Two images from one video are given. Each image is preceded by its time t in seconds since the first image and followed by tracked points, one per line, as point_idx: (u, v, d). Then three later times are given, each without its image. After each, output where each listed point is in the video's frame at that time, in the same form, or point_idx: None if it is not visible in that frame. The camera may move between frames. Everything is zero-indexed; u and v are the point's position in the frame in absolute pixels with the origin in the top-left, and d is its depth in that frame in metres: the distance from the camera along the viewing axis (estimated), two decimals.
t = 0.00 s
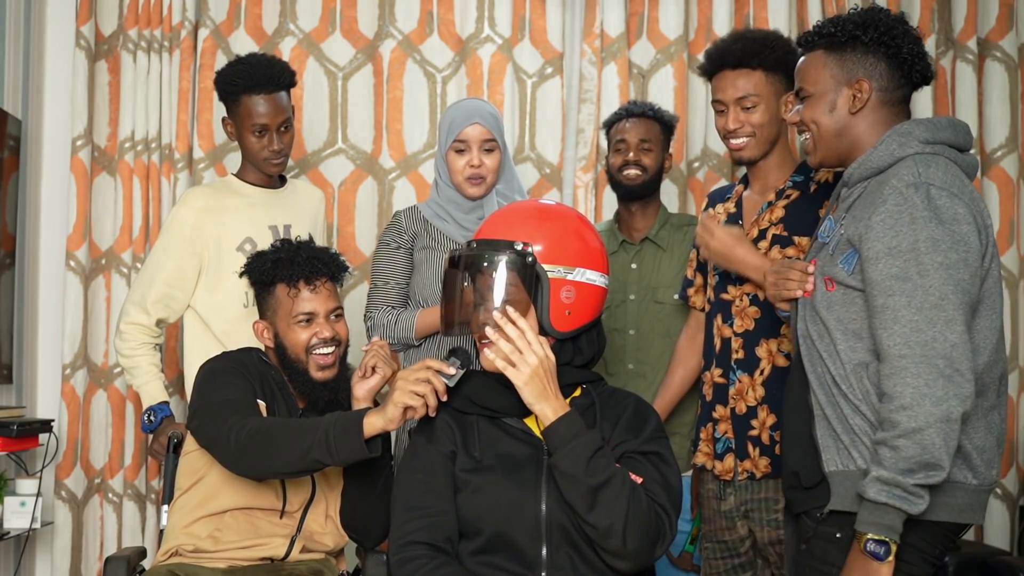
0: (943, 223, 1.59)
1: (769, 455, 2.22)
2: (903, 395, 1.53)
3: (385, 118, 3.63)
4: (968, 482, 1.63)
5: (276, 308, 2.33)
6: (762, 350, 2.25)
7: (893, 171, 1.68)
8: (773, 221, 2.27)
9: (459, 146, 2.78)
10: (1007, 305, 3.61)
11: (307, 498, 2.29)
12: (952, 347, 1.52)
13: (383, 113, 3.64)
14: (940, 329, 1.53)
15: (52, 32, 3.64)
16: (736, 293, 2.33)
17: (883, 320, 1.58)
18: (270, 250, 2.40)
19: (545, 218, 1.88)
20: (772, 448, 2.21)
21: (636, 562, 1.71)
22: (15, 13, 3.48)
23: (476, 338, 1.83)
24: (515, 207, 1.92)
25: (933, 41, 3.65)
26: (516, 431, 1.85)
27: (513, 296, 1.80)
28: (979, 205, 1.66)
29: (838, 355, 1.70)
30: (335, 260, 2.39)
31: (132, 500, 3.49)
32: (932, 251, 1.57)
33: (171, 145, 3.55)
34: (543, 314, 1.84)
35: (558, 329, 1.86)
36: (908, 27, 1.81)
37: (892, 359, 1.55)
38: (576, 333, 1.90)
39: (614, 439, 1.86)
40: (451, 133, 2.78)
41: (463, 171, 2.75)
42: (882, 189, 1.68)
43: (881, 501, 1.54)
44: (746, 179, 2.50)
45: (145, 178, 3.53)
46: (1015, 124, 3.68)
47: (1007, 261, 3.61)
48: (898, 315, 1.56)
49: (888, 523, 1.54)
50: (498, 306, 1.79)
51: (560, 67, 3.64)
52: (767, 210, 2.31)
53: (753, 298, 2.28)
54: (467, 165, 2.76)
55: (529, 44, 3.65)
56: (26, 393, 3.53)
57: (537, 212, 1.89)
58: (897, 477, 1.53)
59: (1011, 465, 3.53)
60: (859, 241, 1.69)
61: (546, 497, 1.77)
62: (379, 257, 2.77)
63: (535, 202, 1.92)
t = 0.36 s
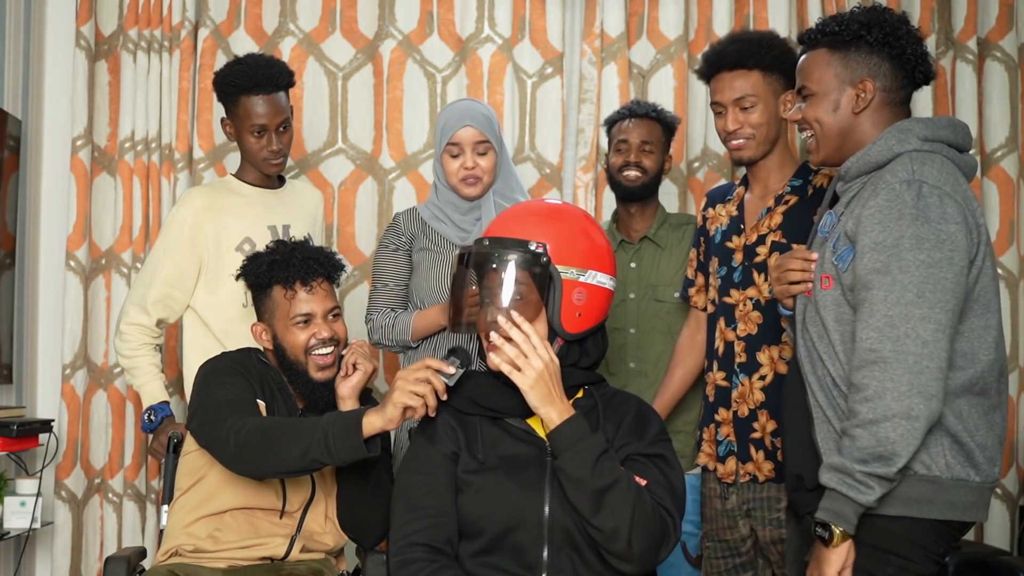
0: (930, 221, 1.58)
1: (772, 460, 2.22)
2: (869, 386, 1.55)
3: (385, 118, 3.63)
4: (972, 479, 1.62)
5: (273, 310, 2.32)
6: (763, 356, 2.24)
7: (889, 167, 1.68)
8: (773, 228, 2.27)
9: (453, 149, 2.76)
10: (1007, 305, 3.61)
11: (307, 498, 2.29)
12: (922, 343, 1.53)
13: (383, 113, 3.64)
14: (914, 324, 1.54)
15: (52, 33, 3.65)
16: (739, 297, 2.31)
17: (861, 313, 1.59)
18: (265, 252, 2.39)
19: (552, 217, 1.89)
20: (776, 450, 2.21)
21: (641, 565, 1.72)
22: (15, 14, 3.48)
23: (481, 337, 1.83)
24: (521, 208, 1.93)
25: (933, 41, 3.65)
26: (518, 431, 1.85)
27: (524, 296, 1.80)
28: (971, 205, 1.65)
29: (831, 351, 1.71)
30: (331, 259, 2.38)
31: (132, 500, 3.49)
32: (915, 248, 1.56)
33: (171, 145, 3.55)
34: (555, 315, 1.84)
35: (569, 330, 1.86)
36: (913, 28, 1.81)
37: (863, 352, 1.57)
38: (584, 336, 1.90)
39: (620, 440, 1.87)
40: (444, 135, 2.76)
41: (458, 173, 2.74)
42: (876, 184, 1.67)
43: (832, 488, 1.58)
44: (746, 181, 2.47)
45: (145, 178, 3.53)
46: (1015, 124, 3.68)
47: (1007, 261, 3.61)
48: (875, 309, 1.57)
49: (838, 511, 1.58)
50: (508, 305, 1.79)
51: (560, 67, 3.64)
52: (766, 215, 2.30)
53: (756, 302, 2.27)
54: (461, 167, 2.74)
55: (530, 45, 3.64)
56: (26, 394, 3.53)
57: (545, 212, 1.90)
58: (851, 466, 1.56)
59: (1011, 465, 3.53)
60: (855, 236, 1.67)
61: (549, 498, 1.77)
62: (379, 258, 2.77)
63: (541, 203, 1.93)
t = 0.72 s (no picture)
0: (921, 219, 1.58)
1: (771, 461, 2.22)
2: (866, 389, 1.53)
3: (385, 118, 3.63)
4: (962, 480, 1.62)
5: (273, 308, 2.32)
6: (762, 359, 2.24)
7: (880, 167, 1.68)
8: (774, 229, 2.26)
9: (452, 149, 2.75)
10: (1007, 306, 3.61)
11: (307, 498, 2.29)
12: (919, 342, 1.52)
13: (383, 113, 3.64)
14: (909, 323, 1.53)
15: (52, 33, 3.65)
16: (739, 298, 2.31)
17: (854, 314, 1.58)
18: (264, 251, 2.40)
19: (554, 218, 1.89)
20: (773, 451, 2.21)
21: (648, 570, 1.72)
22: (15, 14, 3.47)
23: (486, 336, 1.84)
24: (526, 207, 1.93)
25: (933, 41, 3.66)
26: (520, 432, 1.85)
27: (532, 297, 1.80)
28: (964, 201, 1.65)
29: (823, 352, 1.70)
30: (330, 257, 2.39)
31: (132, 500, 3.49)
32: (906, 247, 1.56)
33: (171, 145, 3.55)
34: (561, 315, 1.83)
35: (574, 330, 1.85)
36: (918, 24, 1.80)
37: (858, 353, 1.56)
38: (587, 336, 1.90)
39: (620, 443, 1.87)
40: (443, 137, 2.75)
41: (456, 173, 2.73)
42: (867, 184, 1.68)
43: (845, 497, 1.55)
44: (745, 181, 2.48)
45: (144, 178, 3.53)
46: (1015, 124, 3.68)
47: (1007, 261, 3.61)
48: (868, 309, 1.56)
49: (854, 518, 1.54)
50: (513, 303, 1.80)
51: (560, 67, 3.64)
52: (768, 216, 2.30)
53: (756, 304, 2.27)
54: (460, 168, 2.73)
55: (529, 45, 3.65)
56: (26, 394, 3.53)
57: (547, 212, 1.90)
58: (859, 471, 1.53)
59: (1011, 465, 3.53)
60: (845, 235, 1.67)
61: (552, 501, 1.77)
62: (379, 258, 2.78)
63: (545, 202, 1.93)
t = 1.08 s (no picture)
0: (921, 223, 1.58)
1: (762, 463, 2.22)
2: (858, 395, 1.54)
3: (385, 118, 3.63)
4: (958, 485, 1.62)
5: (287, 300, 2.40)
6: (761, 358, 2.24)
7: (884, 166, 1.68)
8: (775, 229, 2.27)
9: (473, 143, 2.77)
10: (1008, 306, 3.62)
11: (307, 497, 2.29)
12: (913, 350, 1.53)
13: (383, 113, 3.64)
14: (904, 331, 1.54)
15: (52, 32, 3.65)
16: (742, 298, 2.31)
17: (849, 318, 1.58)
18: (280, 245, 2.48)
19: (555, 218, 1.89)
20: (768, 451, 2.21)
21: (646, 570, 1.72)
22: (15, 14, 3.47)
23: (487, 337, 1.85)
24: (534, 204, 1.94)
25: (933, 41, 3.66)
26: (519, 432, 1.85)
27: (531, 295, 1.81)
28: (968, 205, 1.64)
29: (819, 353, 1.70)
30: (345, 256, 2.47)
31: (132, 500, 3.49)
32: (905, 252, 1.56)
33: (171, 145, 3.55)
34: (563, 317, 1.83)
35: (574, 332, 1.85)
36: (935, 17, 1.74)
37: (851, 358, 1.56)
38: (588, 337, 1.90)
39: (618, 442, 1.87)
40: (464, 131, 2.77)
41: (476, 167, 2.75)
42: (870, 184, 1.68)
43: (829, 502, 1.57)
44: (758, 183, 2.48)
45: (145, 178, 3.53)
46: (1015, 124, 3.68)
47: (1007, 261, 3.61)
48: (863, 314, 1.57)
49: (837, 523, 1.57)
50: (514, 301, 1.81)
51: (560, 67, 3.64)
52: (773, 216, 2.30)
53: (757, 304, 2.27)
54: (480, 162, 2.76)
55: (530, 45, 3.65)
56: (26, 394, 3.53)
57: (550, 211, 1.90)
58: (845, 478, 1.55)
59: (1012, 465, 3.53)
60: (844, 236, 1.67)
61: (552, 501, 1.77)
62: (377, 254, 2.76)
63: (545, 202, 1.93)
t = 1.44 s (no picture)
0: (923, 230, 1.58)
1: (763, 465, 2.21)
2: (861, 406, 1.55)
3: (385, 118, 3.63)
4: (959, 490, 1.62)
5: (278, 292, 2.45)
6: (768, 360, 2.22)
7: (885, 168, 1.67)
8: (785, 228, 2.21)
9: (496, 144, 2.80)
10: (1008, 305, 3.62)
11: (305, 496, 2.29)
12: (916, 360, 1.53)
13: (383, 113, 3.64)
14: (906, 341, 1.54)
15: (51, 32, 3.64)
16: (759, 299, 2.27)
17: (851, 327, 1.59)
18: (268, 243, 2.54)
19: (552, 219, 1.88)
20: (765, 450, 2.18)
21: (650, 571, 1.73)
22: (15, 13, 3.47)
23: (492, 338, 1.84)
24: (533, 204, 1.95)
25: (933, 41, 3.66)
26: (518, 432, 1.85)
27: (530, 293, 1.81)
28: (971, 208, 1.63)
29: (819, 358, 1.71)
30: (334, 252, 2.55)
31: (132, 500, 3.49)
32: (908, 259, 1.56)
33: (171, 145, 3.55)
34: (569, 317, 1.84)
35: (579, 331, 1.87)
36: (920, 7, 1.72)
37: (853, 368, 1.57)
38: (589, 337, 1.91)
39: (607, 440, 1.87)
40: (489, 132, 2.78)
41: (494, 170, 2.78)
42: (871, 186, 1.67)
43: (833, 514, 1.57)
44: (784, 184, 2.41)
45: (144, 178, 3.53)
46: (1015, 124, 3.69)
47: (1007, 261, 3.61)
48: (865, 323, 1.57)
49: (840, 535, 1.57)
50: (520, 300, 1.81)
51: (560, 67, 3.65)
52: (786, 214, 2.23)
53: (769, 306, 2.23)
54: (496, 164, 2.79)
55: (529, 45, 3.65)
56: (26, 394, 3.53)
57: (543, 212, 1.89)
58: (849, 490, 1.55)
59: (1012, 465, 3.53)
60: (845, 240, 1.67)
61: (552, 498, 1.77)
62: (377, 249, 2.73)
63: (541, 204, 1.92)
